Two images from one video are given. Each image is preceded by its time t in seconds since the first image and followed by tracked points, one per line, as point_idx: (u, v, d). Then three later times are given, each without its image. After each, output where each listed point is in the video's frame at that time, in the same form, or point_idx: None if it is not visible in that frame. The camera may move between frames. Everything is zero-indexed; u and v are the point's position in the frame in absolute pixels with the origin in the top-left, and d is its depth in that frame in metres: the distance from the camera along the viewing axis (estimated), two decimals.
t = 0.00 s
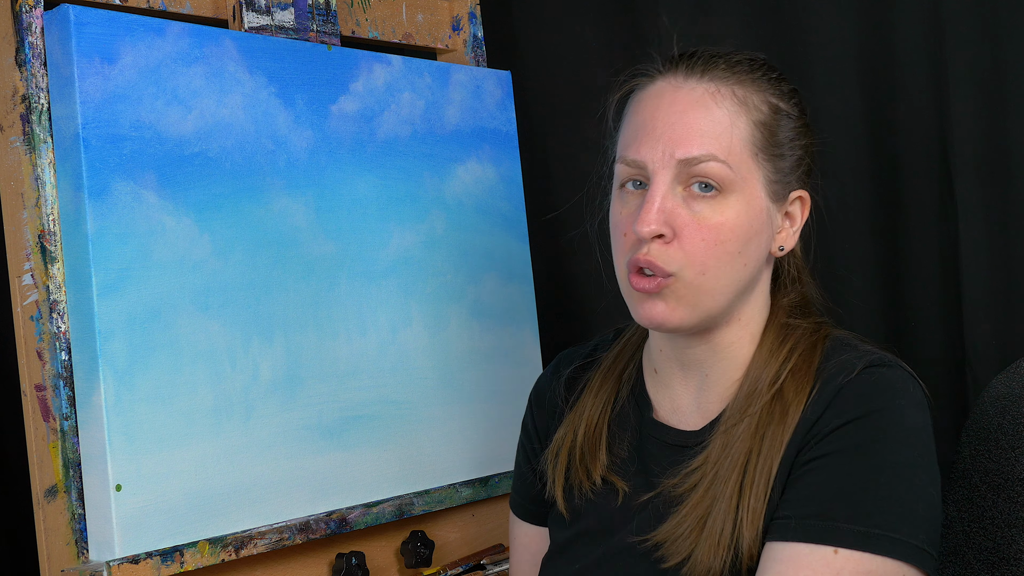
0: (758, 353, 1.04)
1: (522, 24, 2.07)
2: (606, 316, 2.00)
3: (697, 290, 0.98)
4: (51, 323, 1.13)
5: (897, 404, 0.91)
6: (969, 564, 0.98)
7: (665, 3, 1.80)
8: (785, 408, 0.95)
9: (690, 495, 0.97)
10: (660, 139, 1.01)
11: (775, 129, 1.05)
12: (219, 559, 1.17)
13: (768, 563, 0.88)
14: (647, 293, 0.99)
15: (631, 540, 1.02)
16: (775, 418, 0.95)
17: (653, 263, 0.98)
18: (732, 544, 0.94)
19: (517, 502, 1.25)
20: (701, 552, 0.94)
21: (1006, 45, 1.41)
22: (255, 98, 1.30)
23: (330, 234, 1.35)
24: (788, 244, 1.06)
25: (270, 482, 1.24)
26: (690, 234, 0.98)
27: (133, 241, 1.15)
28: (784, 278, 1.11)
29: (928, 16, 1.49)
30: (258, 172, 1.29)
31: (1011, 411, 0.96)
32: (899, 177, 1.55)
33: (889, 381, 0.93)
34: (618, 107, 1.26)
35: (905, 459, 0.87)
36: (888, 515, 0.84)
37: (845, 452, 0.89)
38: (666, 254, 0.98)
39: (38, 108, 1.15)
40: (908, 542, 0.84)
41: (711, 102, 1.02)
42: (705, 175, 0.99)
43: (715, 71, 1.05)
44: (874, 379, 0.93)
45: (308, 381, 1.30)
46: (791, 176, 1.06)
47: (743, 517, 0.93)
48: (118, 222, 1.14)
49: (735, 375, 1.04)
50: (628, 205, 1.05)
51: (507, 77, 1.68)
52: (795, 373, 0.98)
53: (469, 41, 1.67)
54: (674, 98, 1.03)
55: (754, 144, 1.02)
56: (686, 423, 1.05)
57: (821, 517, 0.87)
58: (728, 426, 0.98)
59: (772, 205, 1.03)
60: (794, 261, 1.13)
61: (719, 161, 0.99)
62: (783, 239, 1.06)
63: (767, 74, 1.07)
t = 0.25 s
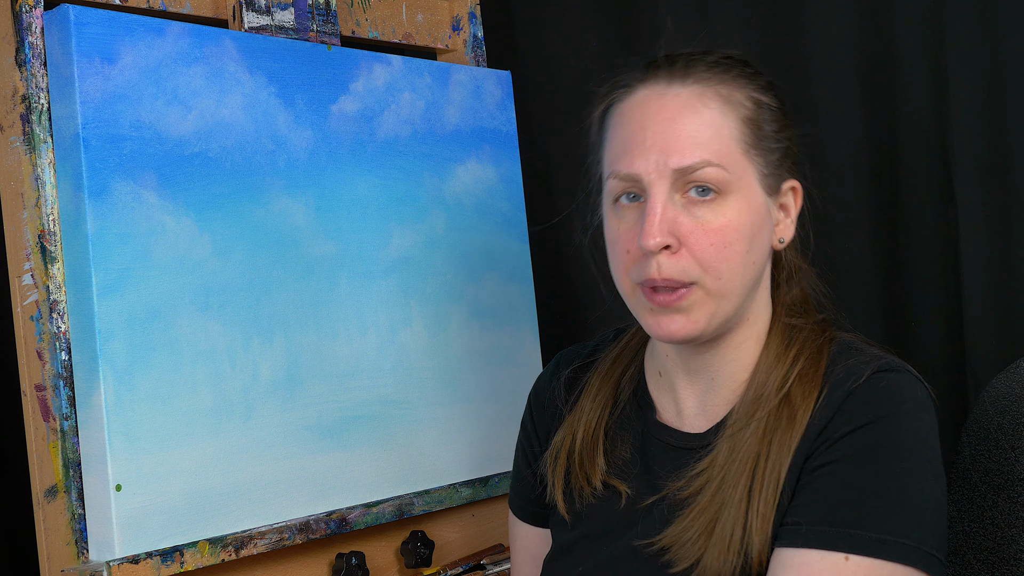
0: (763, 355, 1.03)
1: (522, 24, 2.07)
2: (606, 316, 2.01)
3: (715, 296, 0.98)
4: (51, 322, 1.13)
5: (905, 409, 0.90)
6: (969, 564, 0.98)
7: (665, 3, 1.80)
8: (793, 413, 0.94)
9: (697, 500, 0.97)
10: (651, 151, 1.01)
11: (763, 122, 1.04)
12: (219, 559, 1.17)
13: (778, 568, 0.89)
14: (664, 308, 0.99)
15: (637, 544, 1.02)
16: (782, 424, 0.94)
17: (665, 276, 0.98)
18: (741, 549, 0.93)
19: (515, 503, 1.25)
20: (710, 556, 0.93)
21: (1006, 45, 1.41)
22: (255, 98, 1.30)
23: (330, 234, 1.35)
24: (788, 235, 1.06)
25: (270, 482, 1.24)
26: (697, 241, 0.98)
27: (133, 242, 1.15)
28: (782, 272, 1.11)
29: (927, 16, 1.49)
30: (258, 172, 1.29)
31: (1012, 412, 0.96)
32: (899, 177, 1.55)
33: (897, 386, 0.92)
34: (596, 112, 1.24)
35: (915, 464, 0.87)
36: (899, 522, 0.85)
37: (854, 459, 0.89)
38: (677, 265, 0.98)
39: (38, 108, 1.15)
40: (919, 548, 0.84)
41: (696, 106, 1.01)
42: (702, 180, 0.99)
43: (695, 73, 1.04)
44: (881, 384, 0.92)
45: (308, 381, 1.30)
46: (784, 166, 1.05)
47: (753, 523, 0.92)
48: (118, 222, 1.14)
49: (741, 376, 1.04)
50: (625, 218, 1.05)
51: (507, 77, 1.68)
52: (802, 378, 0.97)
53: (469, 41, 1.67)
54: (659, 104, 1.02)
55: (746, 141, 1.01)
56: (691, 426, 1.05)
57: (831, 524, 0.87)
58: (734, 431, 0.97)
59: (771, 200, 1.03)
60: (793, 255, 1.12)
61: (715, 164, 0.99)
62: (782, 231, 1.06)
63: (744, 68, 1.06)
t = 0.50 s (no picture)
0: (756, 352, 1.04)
1: (522, 24, 2.07)
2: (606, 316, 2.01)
3: (687, 297, 0.98)
4: (51, 322, 1.13)
5: (902, 399, 0.91)
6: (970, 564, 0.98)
7: (665, 3, 1.80)
8: (791, 409, 0.95)
9: (698, 500, 0.97)
10: (617, 158, 1.02)
11: (731, 121, 1.05)
12: (219, 559, 1.17)
13: (779, 564, 0.88)
14: (637, 311, 0.99)
15: (640, 547, 1.02)
16: (780, 421, 0.95)
17: (639, 280, 0.98)
18: (745, 548, 0.93)
19: (515, 512, 1.25)
20: (715, 556, 0.94)
21: (1006, 45, 1.41)
22: (255, 98, 1.30)
23: (330, 234, 1.35)
24: (767, 232, 1.06)
25: (270, 482, 1.24)
26: (667, 244, 0.98)
27: (133, 242, 1.15)
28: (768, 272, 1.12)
29: (928, 15, 1.49)
30: (258, 172, 1.29)
31: (1012, 411, 0.96)
32: (899, 177, 1.55)
33: (894, 378, 0.93)
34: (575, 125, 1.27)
35: (914, 455, 0.87)
36: (899, 510, 0.84)
37: (852, 450, 0.89)
38: (648, 268, 0.98)
39: (38, 108, 1.15)
40: (920, 537, 0.83)
41: (659, 110, 1.02)
42: (670, 183, 0.99)
43: (658, 79, 1.06)
44: (878, 376, 0.93)
45: (308, 381, 1.30)
46: (755, 164, 1.06)
47: (755, 522, 0.93)
48: (118, 221, 1.14)
49: (735, 376, 1.04)
50: (601, 226, 1.06)
51: (508, 77, 1.68)
52: (798, 374, 0.98)
53: (469, 41, 1.67)
54: (623, 113, 1.04)
55: (712, 141, 1.01)
56: (689, 427, 1.05)
57: (831, 514, 0.86)
58: (732, 430, 0.98)
59: (743, 197, 1.03)
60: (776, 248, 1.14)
61: (681, 165, 0.99)
62: (761, 229, 1.06)
63: (711, 69, 1.08)
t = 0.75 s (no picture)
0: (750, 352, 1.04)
1: (522, 24, 2.07)
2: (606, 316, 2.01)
3: (683, 296, 0.98)
4: (50, 323, 1.13)
5: (896, 403, 0.91)
6: (969, 564, 0.98)
7: (665, 3, 1.80)
8: (785, 409, 0.95)
9: (693, 501, 0.97)
10: (619, 156, 1.02)
11: (732, 123, 1.05)
12: (219, 559, 1.17)
13: (777, 567, 0.89)
14: (631, 308, 0.99)
15: (635, 549, 1.02)
16: (775, 421, 0.95)
17: (638, 278, 0.98)
18: (741, 549, 0.94)
19: (508, 513, 1.25)
20: (712, 557, 0.94)
21: (1006, 45, 1.41)
22: (255, 98, 1.30)
23: (330, 234, 1.35)
24: (764, 233, 1.06)
25: (270, 482, 1.24)
26: (667, 243, 0.98)
27: (133, 242, 1.15)
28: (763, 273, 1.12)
29: (928, 16, 1.49)
30: (258, 172, 1.29)
31: (1011, 412, 0.96)
32: (899, 177, 1.55)
33: (888, 379, 0.93)
34: (573, 124, 1.27)
35: (909, 458, 0.88)
36: (895, 514, 0.85)
37: (847, 453, 0.89)
38: (648, 267, 0.98)
39: (38, 109, 1.15)
40: (916, 539, 0.84)
41: (663, 109, 1.02)
42: (672, 182, 0.99)
43: (661, 78, 1.06)
44: (872, 377, 0.93)
45: (308, 381, 1.30)
46: (756, 166, 1.06)
47: (751, 522, 0.93)
48: (118, 221, 1.14)
49: (728, 376, 1.04)
50: (601, 223, 1.05)
51: (507, 77, 1.68)
52: (793, 374, 0.97)
53: (469, 41, 1.68)
54: (626, 111, 1.04)
55: (713, 142, 1.02)
56: (683, 428, 1.05)
57: (827, 519, 0.87)
58: (727, 430, 0.98)
59: (742, 198, 1.03)
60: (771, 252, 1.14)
61: (683, 165, 0.99)
62: (758, 230, 1.06)
63: (713, 70, 1.08)
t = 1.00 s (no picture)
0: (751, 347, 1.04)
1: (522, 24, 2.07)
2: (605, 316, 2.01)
3: (688, 293, 0.98)
4: (50, 323, 1.13)
5: (898, 393, 0.91)
6: (968, 563, 0.98)
7: (666, 4, 1.80)
8: (787, 402, 0.95)
9: (695, 493, 0.97)
10: (616, 155, 1.02)
11: (726, 120, 1.05)
12: (219, 559, 1.17)
13: (779, 556, 0.88)
14: (637, 307, 0.99)
15: (637, 541, 1.02)
16: (777, 413, 0.95)
17: (639, 276, 0.98)
18: (744, 540, 0.93)
19: (510, 512, 1.25)
20: (715, 548, 0.94)
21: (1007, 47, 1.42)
22: (255, 98, 1.30)
23: (330, 234, 1.35)
24: (762, 228, 1.07)
25: (270, 482, 1.24)
26: (666, 240, 0.98)
27: (133, 242, 1.15)
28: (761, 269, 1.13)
29: (928, 16, 1.49)
30: (258, 172, 1.29)
31: (1011, 411, 0.96)
32: (898, 177, 1.55)
33: (889, 370, 0.93)
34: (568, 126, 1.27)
35: (910, 447, 0.87)
36: (897, 501, 0.84)
37: (850, 442, 0.88)
38: (648, 264, 0.98)
39: (38, 108, 1.15)
40: (918, 527, 0.83)
41: (657, 108, 1.02)
42: (668, 180, 0.99)
43: (654, 78, 1.06)
44: (874, 368, 0.93)
45: (308, 381, 1.30)
46: (751, 161, 1.06)
47: (754, 514, 0.93)
48: (118, 221, 1.14)
49: (730, 371, 1.04)
50: (598, 223, 1.05)
51: (507, 77, 1.68)
52: (794, 368, 0.98)
53: (469, 41, 1.68)
54: (621, 111, 1.04)
55: (708, 138, 1.02)
56: (685, 423, 1.05)
57: (830, 506, 0.86)
58: (729, 422, 0.98)
59: (739, 193, 1.03)
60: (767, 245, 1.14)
61: (679, 162, 0.99)
62: (755, 225, 1.06)
63: (705, 68, 1.08)
